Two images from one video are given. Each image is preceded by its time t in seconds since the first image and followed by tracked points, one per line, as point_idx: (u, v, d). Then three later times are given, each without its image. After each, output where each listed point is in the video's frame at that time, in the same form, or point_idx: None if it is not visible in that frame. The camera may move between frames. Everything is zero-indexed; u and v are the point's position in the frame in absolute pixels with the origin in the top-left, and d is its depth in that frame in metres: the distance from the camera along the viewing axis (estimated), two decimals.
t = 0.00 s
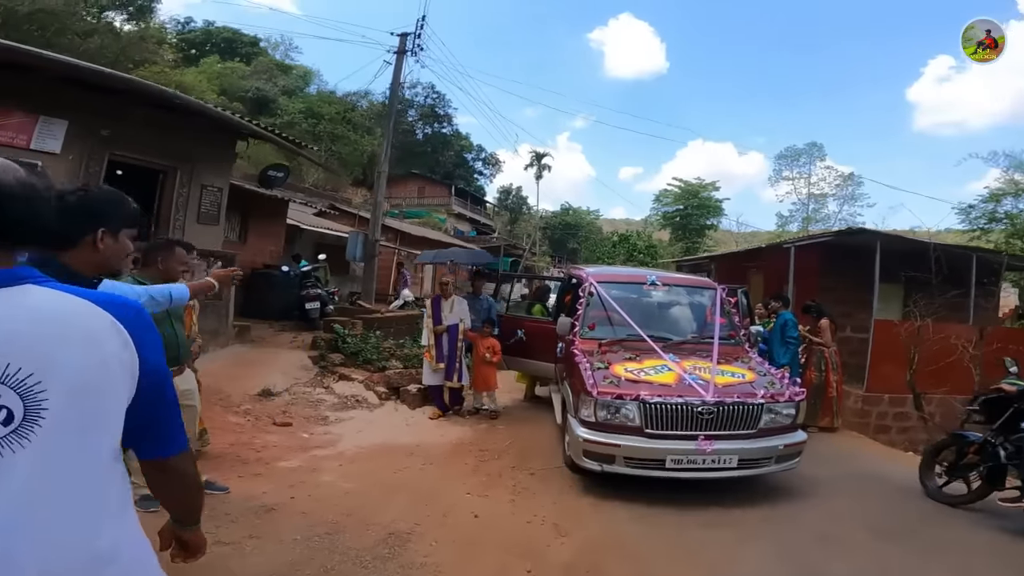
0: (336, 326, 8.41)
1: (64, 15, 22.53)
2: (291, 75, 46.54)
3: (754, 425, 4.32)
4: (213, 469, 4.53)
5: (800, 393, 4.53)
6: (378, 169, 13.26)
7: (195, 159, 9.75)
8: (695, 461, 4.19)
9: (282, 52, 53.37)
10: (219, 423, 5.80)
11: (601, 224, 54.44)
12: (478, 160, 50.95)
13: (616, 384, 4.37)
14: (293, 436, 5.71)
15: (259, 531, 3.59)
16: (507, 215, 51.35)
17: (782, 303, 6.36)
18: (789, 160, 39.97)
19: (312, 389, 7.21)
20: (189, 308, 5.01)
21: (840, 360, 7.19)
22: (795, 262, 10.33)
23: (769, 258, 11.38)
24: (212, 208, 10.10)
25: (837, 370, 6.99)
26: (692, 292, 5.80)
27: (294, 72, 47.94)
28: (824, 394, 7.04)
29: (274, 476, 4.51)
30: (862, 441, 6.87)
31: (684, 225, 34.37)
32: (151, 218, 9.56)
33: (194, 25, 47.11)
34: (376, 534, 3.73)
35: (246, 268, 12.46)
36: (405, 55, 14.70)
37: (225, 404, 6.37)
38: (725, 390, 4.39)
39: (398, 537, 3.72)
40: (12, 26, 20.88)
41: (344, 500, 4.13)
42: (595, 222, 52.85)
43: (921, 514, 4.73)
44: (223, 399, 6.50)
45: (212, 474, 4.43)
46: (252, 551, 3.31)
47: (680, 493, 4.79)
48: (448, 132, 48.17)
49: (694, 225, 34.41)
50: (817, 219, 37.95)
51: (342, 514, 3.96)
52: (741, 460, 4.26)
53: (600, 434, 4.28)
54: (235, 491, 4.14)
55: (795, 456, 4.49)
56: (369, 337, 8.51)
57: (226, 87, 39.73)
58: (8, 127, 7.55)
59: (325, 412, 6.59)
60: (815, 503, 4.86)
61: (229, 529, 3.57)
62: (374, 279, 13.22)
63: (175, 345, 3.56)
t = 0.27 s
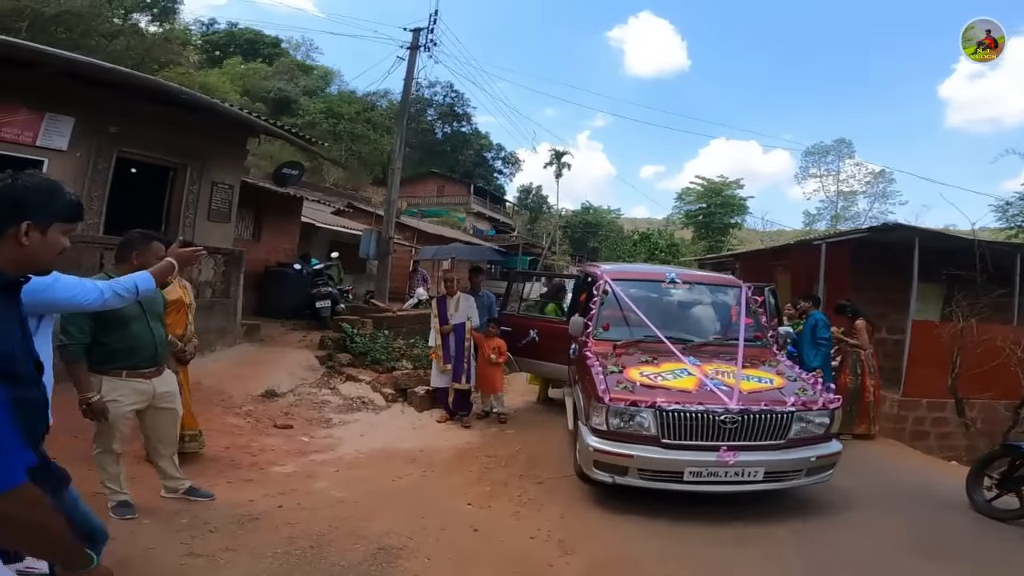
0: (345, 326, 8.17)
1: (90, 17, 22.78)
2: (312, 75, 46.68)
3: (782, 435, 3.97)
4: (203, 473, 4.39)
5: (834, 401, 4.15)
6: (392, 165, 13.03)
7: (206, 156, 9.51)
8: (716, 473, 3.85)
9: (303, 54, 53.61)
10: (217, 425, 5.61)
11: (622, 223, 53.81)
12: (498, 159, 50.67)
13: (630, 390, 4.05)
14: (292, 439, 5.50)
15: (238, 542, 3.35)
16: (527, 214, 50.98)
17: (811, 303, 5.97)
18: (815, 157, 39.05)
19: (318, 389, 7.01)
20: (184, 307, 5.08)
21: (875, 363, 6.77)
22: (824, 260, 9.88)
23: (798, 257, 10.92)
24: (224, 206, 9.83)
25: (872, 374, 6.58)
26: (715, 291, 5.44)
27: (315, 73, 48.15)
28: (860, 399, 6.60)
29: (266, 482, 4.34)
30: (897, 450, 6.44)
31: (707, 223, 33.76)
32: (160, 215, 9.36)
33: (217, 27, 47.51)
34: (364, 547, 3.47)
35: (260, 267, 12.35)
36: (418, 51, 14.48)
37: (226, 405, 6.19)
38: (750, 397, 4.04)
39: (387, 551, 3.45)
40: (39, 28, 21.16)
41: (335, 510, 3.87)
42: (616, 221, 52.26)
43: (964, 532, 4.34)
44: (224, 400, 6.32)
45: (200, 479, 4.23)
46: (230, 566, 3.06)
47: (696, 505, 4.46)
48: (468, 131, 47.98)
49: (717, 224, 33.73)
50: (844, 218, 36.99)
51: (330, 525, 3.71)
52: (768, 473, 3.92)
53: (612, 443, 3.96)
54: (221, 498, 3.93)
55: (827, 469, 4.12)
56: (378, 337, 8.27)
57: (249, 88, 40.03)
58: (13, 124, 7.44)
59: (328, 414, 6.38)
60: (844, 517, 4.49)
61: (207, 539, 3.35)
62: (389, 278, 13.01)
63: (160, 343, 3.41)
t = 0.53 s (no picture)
0: (345, 327, 7.94)
1: (102, 19, 22.77)
2: (325, 76, 46.67)
3: (804, 445, 3.64)
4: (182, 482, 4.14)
5: (862, 407, 3.80)
6: (398, 162, 12.78)
7: (206, 154, 9.11)
8: (730, 486, 3.53)
9: (315, 55, 53.71)
10: (206, 429, 5.38)
11: (636, 223, 53.30)
12: (510, 159, 50.39)
13: (637, 396, 3.74)
14: (282, 445, 5.27)
15: (206, 555, 3.11)
16: (540, 213, 50.62)
17: (835, 301, 5.59)
18: (832, 153, 38.35)
19: (315, 392, 6.76)
20: (172, 308, 4.58)
21: (903, 365, 6.38)
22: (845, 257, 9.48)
23: (817, 254, 10.53)
24: (224, 204, 9.39)
25: (899, 376, 6.23)
26: (730, 288, 5.11)
27: (327, 73, 48.14)
28: (887, 404, 6.23)
29: (250, 490, 4.15)
30: (925, 456, 6.07)
31: (722, 222, 33.28)
32: (160, 213, 9.07)
33: (231, 29, 47.71)
34: (342, 563, 3.20)
35: (265, 267, 12.06)
36: (422, 46, 14.27)
37: (218, 407, 5.95)
38: (768, 403, 3.71)
39: (367, 568, 3.18)
40: (53, 31, 21.18)
41: (317, 525, 3.64)
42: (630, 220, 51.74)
43: (1001, 547, 3.99)
44: (217, 402, 6.08)
45: (178, 486, 4.01)
46: None
47: (706, 516, 4.16)
48: (480, 131, 47.76)
49: (732, 222, 33.18)
50: (863, 215, 36.27)
51: (308, 537, 3.45)
52: (787, 485, 3.59)
53: (617, 453, 3.66)
54: (197, 507, 3.69)
55: (855, 481, 3.78)
56: (379, 337, 8.04)
57: (262, 89, 40.03)
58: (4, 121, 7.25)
59: (324, 417, 6.14)
60: (866, 529, 4.17)
61: (173, 552, 3.11)
62: (395, 278, 12.77)
63: (124, 343, 3.19)
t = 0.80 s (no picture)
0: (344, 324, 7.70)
1: (112, 19, 22.67)
2: (335, 74, 46.55)
3: (829, 453, 3.31)
4: (155, 488, 3.98)
5: (893, 412, 3.46)
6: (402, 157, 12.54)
7: (205, 150, 8.87)
8: (745, 498, 3.22)
9: (326, 54, 53.65)
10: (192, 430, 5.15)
11: (648, 220, 52.81)
12: (521, 156, 50.08)
13: (643, 399, 3.42)
14: (270, 449, 5.05)
15: (166, 566, 2.90)
16: (551, 211, 50.27)
17: (857, 296, 5.23)
18: (848, 148, 37.72)
19: (311, 392, 6.51)
20: (160, 307, 4.30)
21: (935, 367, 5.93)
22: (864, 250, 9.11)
23: (836, 248, 10.12)
24: (223, 200, 9.14)
25: (928, 376, 5.85)
26: (746, 283, 4.76)
27: (337, 72, 47.97)
28: (917, 405, 5.86)
29: (227, 495, 4.03)
30: (951, 460, 5.73)
31: (736, 219, 32.73)
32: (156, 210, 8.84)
33: (242, 29, 47.67)
34: None
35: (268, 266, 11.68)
36: (426, 39, 14.03)
37: (208, 408, 5.70)
38: (788, 407, 3.38)
39: None
40: (65, 31, 21.09)
41: (291, 535, 3.46)
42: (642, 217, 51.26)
43: None
44: (207, 401, 5.84)
45: (150, 492, 3.87)
46: None
47: (712, 525, 3.89)
48: (491, 128, 47.48)
49: (746, 219, 32.68)
50: (880, 210, 35.62)
51: (281, 549, 3.25)
52: (809, 497, 3.27)
53: (620, 461, 3.35)
54: (167, 513, 3.49)
55: (883, 492, 3.45)
56: (379, 335, 7.79)
57: (272, 88, 39.93)
58: None
59: (318, 419, 5.90)
60: (887, 539, 3.87)
61: (131, 564, 2.89)
62: (400, 275, 12.52)
63: (79, 340, 2.96)
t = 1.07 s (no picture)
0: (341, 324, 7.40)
1: (118, 18, 22.42)
2: (342, 73, 46.30)
3: (868, 469, 2.95)
4: (125, 502, 3.71)
5: (939, 422, 3.10)
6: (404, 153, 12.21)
7: (199, 145, 8.54)
8: (771, 518, 2.86)
9: (332, 52, 53.44)
10: (175, 436, 4.86)
11: (657, 218, 52.30)
12: (528, 154, 49.72)
13: (656, 410, 3.07)
14: (255, 457, 4.76)
15: None
16: (559, 209, 49.86)
17: (888, 294, 4.84)
18: (861, 143, 37.11)
19: (304, 395, 6.20)
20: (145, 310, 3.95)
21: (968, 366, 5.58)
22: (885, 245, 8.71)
23: (854, 244, 9.70)
24: (218, 197, 8.81)
25: (964, 378, 5.48)
26: (766, 279, 4.40)
27: (343, 70, 47.65)
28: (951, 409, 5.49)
29: (203, 508, 3.78)
30: (984, 467, 5.35)
31: (747, 215, 32.21)
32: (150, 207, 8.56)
33: (248, 28, 47.52)
34: None
35: (267, 264, 11.41)
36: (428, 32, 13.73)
37: (193, 412, 5.40)
38: (821, 418, 3.01)
39: None
40: (70, 31, 20.85)
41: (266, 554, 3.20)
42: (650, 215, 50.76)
43: None
44: (194, 405, 5.55)
45: (118, 505, 3.60)
46: None
47: (727, 541, 3.58)
48: (498, 126, 47.12)
49: (756, 216, 32.18)
50: (893, 206, 35.00)
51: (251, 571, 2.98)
52: (844, 517, 2.91)
53: (631, 478, 3.00)
54: (131, 529, 3.23)
55: (925, 510, 3.10)
56: (378, 335, 7.49)
57: (279, 87, 39.72)
58: None
59: (309, 424, 5.61)
60: (920, 557, 3.53)
61: None
62: (403, 273, 12.20)
63: (21, 344, 2.75)
